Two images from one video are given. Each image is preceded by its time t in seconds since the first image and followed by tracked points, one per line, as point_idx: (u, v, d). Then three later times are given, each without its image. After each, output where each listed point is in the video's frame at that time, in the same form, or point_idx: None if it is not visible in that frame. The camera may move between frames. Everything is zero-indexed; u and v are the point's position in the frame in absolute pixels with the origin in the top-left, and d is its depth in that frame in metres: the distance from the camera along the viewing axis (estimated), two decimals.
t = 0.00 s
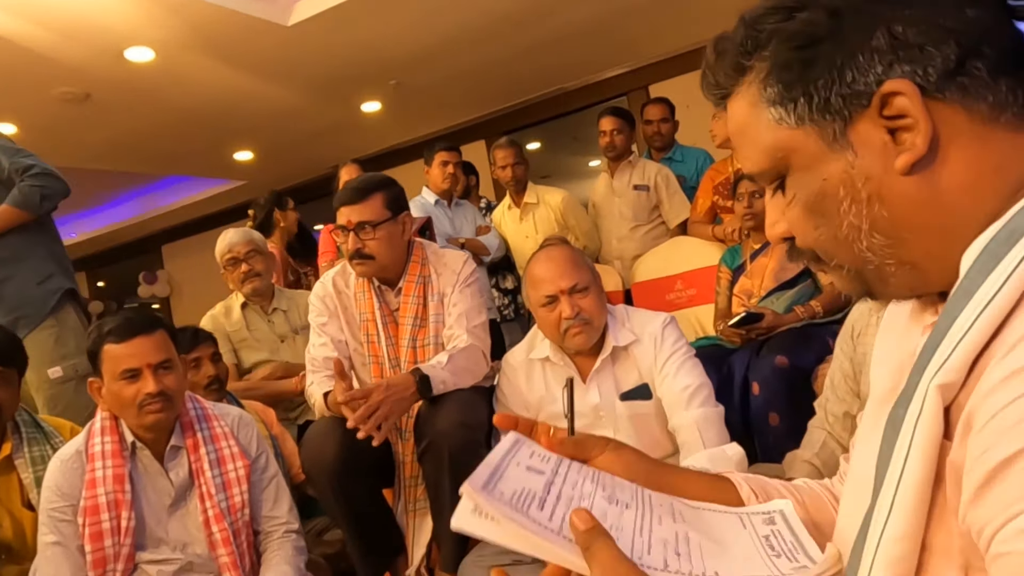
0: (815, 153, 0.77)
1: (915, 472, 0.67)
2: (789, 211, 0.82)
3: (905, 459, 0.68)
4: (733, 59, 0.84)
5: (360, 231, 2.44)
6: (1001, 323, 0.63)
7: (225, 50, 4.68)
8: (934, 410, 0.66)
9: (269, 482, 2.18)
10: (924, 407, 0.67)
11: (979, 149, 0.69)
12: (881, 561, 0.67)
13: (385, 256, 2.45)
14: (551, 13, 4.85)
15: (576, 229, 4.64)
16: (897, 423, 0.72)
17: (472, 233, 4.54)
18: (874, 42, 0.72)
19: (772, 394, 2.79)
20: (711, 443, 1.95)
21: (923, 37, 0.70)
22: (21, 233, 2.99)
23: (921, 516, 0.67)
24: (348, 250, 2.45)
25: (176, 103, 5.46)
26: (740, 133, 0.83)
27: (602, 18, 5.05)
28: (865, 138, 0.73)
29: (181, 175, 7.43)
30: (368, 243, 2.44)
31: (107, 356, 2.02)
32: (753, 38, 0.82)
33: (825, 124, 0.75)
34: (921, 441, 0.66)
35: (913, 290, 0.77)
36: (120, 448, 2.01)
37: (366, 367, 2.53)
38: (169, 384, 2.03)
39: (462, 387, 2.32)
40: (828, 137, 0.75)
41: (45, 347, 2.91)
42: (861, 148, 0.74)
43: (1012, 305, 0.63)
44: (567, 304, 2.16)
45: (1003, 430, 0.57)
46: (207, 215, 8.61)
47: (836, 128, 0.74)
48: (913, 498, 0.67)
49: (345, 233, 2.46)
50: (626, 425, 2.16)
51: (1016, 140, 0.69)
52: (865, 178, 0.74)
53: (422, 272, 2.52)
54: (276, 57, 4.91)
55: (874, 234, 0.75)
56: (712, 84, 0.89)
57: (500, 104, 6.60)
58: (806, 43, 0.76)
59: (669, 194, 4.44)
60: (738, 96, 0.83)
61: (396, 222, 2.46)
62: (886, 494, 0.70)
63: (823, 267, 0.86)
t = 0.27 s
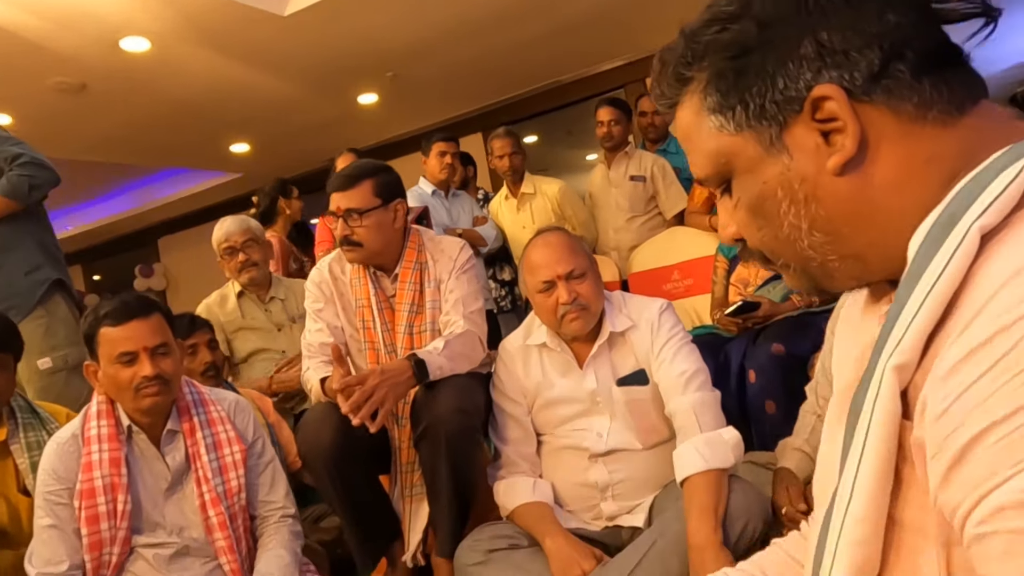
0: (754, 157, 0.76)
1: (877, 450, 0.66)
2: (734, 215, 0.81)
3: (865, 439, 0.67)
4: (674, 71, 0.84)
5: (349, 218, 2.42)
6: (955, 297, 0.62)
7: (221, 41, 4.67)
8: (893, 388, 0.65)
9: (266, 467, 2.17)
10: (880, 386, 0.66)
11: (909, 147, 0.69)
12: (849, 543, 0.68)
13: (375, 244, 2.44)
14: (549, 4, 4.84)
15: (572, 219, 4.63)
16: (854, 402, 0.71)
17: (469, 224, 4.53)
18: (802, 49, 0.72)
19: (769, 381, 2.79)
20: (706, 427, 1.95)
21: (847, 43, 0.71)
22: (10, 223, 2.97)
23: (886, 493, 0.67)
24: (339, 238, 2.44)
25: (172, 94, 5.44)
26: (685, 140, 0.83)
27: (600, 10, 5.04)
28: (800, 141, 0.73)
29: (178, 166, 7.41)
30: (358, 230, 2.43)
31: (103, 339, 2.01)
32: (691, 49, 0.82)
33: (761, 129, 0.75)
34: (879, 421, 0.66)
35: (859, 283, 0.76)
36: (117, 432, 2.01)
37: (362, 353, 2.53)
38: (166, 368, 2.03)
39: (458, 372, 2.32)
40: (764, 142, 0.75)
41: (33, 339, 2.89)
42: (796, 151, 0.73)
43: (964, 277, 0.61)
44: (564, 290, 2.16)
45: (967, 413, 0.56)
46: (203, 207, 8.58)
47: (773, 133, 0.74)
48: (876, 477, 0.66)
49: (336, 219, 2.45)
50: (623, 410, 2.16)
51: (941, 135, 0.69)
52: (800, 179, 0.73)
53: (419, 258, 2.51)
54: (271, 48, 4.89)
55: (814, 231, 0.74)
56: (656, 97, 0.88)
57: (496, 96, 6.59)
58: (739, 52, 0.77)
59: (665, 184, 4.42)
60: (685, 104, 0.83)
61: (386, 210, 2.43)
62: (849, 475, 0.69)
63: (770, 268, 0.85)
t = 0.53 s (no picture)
0: (703, 169, 0.77)
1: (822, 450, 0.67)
2: (689, 226, 0.83)
3: (812, 440, 0.68)
4: (627, 85, 0.85)
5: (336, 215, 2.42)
6: (895, 297, 0.62)
7: (217, 35, 4.66)
8: (837, 388, 0.66)
9: (262, 461, 2.18)
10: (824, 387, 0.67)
11: (851, 160, 0.70)
12: (797, 543, 0.70)
13: (360, 241, 2.44)
14: None
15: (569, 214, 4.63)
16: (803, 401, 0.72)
17: (465, 219, 4.54)
18: (745, 65, 0.74)
19: (763, 376, 2.80)
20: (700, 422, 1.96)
21: (788, 58, 0.72)
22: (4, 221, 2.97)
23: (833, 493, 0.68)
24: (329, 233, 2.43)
25: (169, 88, 5.43)
26: (639, 152, 0.84)
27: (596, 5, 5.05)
28: (745, 153, 0.74)
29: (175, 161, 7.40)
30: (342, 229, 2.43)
31: (100, 333, 2.02)
32: (641, 65, 0.83)
33: (709, 142, 0.76)
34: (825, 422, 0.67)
35: (807, 297, 0.77)
36: (113, 426, 2.01)
37: (357, 348, 2.54)
38: (163, 362, 2.03)
39: (453, 366, 2.33)
40: (711, 154, 0.76)
41: (30, 336, 2.89)
42: (741, 163, 0.74)
43: (902, 276, 0.62)
44: (558, 285, 2.17)
45: (900, 413, 0.57)
46: (201, 202, 8.58)
47: (720, 146, 0.75)
48: (822, 477, 0.67)
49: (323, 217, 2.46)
50: (618, 405, 2.16)
51: (884, 148, 0.70)
52: (746, 191, 0.75)
53: (413, 253, 2.52)
54: (268, 42, 4.89)
55: (761, 242, 0.75)
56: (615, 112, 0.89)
57: (492, 92, 6.59)
58: (687, 68, 0.78)
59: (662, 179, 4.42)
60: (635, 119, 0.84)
61: (373, 208, 2.43)
62: (798, 474, 0.70)
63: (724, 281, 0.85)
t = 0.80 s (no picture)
0: (735, 147, 0.75)
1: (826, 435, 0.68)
2: (710, 210, 0.80)
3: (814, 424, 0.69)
4: (649, 59, 0.82)
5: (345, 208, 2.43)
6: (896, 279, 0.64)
7: (215, 28, 4.66)
8: (842, 370, 0.67)
9: (261, 454, 2.19)
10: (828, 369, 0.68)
11: (886, 142, 0.70)
12: (802, 527, 0.69)
13: (370, 234, 2.46)
14: None
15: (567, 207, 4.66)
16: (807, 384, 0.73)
17: (462, 213, 4.54)
18: (787, 41, 0.72)
19: (760, 369, 2.82)
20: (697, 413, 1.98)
21: (830, 36, 0.71)
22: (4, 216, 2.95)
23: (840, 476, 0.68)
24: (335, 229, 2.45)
25: (166, 81, 5.42)
26: (656, 133, 0.81)
27: None
28: (783, 132, 0.72)
29: (172, 154, 7.38)
30: (354, 220, 2.44)
31: (99, 325, 2.02)
32: (667, 38, 0.80)
33: (745, 120, 0.74)
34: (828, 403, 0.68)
35: (839, 283, 0.77)
36: (113, 418, 2.02)
37: (355, 341, 2.54)
38: (162, 353, 2.04)
39: (451, 360, 2.35)
40: (748, 132, 0.74)
41: (29, 331, 2.90)
42: (779, 141, 0.73)
43: (905, 259, 0.64)
44: (557, 279, 2.17)
45: (895, 392, 0.60)
46: (197, 196, 8.56)
47: (756, 124, 0.73)
48: (828, 463, 0.68)
49: (331, 212, 2.45)
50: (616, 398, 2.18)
51: (913, 127, 0.71)
52: (784, 170, 0.73)
53: (409, 247, 2.53)
54: (266, 35, 4.88)
55: (796, 224, 0.74)
56: (624, 88, 0.86)
57: (490, 86, 6.59)
58: (721, 42, 0.76)
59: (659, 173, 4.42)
60: (657, 95, 0.80)
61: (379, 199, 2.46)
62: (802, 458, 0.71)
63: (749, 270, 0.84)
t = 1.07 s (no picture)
0: (782, 133, 0.73)
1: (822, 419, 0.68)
2: (757, 185, 0.79)
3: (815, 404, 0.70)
4: (702, 32, 0.83)
5: (365, 201, 2.43)
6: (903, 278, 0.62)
7: (210, 23, 4.64)
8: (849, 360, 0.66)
9: (256, 450, 2.19)
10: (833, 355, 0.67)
11: (936, 133, 0.67)
12: (801, 500, 0.68)
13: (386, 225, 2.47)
14: None
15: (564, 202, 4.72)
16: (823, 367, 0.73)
17: (457, 209, 4.53)
18: (838, 24, 0.67)
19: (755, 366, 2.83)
20: (692, 410, 1.99)
21: (886, 18, 0.66)
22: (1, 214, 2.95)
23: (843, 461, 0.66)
24: (352, 222, 2.43)
25: (161, 77, 5.40)
26: (711, 105, 0.80)
27: None
28: (830, 119, 0.69)
29: (167, 150, 7.37)
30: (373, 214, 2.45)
31: (96, 321, 2.02)
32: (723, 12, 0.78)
33: (791, 106, 0.71)
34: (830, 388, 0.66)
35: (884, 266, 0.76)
36: (108, 414, 2.02)
37: (350, 338, 2.54)
38: (158, 349, 2.04)
39: (446, 356, 2.35)
40: (794, 118, 0.71)
41: (28, 326, 2.90)
42: (825, 129, 0.70)
43: (910, 260, 0.62)
44: (552, 275, 2.18)
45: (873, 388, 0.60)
46: (193, 193, 8.55)
47: (802, 109, 0.70)
48: (825, 446, 0.66)
49: (348, 207, 2.43)
50: (611, 395, 2.18)
51: (974, 113, 0.66)
52: (829, 159, 0.71)
53: (403, 244, 2.53)
54: (261, 30, 4.87)
55: (838, 211, 0.74)
56: (684, 56, 0.88)
57: (486, 82, 6.58)
58: (769, 23, 0.72)
59: (655, 169, 4.43)
60: (714, 70, 0.79)
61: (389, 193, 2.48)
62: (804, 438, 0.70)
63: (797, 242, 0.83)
